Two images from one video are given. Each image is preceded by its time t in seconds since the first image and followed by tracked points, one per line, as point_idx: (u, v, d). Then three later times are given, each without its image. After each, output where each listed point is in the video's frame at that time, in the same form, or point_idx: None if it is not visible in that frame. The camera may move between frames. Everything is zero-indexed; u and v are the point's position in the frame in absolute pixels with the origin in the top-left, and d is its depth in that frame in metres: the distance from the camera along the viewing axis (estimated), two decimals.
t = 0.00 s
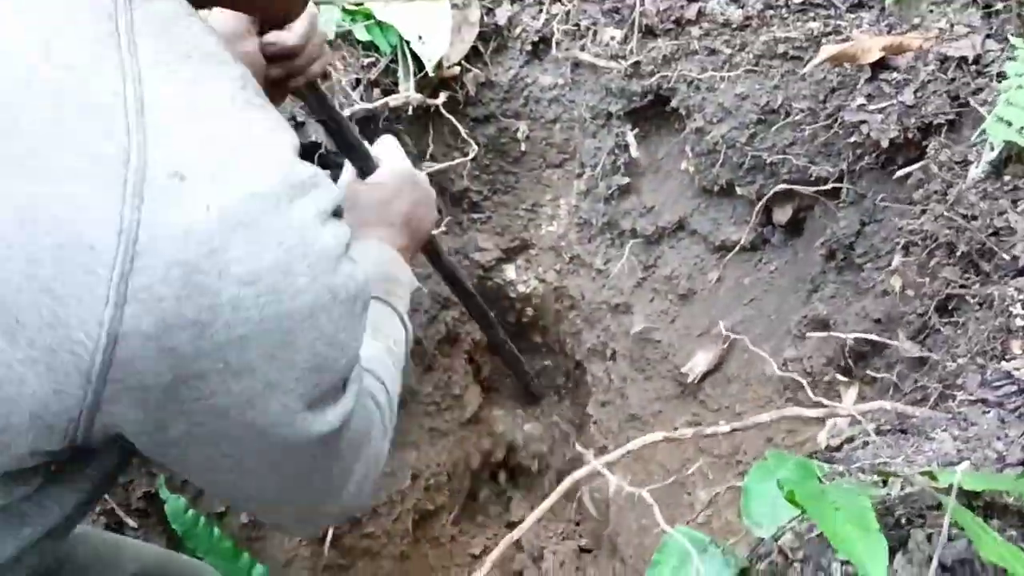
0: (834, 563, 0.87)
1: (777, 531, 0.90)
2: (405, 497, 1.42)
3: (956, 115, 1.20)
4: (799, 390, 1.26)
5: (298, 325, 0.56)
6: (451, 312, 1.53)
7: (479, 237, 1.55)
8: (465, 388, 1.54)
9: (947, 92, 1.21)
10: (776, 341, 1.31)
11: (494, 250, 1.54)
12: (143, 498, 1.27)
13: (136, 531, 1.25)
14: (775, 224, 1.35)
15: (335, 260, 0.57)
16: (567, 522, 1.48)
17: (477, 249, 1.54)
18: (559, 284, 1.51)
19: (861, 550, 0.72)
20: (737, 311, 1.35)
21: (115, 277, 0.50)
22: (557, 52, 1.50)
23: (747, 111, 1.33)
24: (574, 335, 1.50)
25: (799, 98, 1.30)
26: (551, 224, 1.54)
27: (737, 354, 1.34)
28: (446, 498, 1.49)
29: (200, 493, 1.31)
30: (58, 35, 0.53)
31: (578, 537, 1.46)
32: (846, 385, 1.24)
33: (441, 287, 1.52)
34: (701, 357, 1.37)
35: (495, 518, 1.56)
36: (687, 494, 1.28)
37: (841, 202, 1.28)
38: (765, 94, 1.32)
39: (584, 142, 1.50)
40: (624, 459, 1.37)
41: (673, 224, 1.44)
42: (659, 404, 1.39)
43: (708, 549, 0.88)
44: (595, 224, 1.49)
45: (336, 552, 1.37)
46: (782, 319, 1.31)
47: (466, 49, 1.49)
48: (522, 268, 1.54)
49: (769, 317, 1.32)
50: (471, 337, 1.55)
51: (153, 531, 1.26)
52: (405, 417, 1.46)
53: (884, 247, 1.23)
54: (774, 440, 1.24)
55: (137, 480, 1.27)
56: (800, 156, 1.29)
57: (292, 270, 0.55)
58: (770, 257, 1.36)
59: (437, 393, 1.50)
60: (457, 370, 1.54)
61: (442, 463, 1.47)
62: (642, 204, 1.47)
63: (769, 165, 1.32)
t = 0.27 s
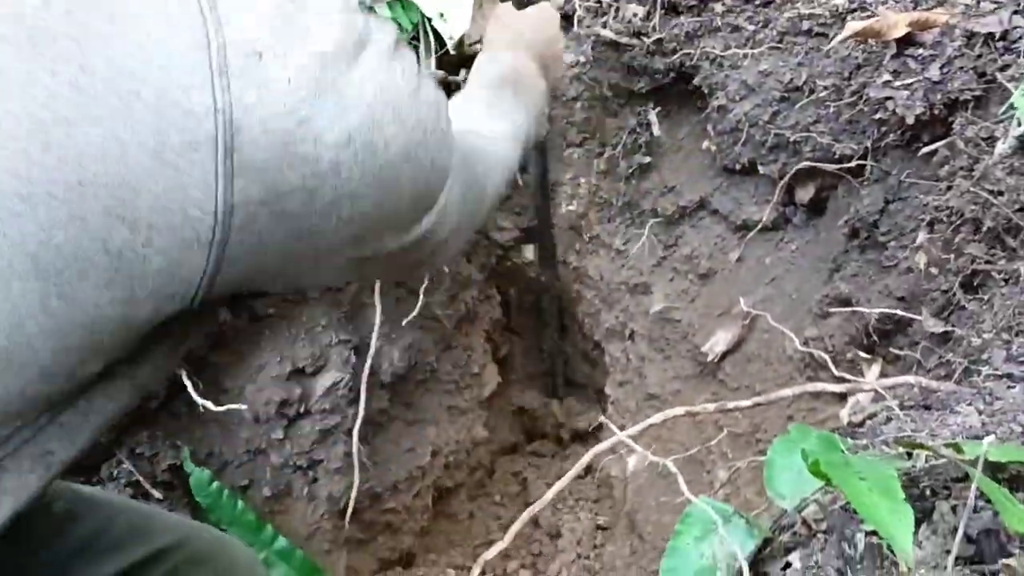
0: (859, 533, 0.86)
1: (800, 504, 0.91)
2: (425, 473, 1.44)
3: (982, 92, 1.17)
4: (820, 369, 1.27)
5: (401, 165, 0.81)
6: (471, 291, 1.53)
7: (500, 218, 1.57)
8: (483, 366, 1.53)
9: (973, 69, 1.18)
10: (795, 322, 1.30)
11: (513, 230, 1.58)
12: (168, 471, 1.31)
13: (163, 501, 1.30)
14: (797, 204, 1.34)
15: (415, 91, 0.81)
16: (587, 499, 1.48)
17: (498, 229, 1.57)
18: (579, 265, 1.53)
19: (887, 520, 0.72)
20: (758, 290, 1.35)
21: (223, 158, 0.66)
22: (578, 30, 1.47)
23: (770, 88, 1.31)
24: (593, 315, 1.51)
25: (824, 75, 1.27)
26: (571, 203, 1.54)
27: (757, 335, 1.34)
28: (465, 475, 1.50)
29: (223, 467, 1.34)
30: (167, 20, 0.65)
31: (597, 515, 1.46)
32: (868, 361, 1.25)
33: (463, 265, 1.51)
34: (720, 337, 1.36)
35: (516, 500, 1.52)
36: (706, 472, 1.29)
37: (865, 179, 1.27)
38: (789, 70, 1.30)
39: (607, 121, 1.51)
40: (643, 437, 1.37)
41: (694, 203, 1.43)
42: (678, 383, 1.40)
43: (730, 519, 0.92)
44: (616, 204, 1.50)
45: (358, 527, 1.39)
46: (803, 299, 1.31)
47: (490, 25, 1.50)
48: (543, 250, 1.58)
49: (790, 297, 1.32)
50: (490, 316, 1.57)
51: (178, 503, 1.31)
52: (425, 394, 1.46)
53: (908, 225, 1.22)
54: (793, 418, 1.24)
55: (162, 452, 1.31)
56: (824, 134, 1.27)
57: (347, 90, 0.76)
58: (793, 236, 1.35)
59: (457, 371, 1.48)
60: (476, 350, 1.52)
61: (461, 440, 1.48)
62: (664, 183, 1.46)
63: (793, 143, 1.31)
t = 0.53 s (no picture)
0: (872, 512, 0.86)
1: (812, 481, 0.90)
2: (439, 451, 1.44)
3: (1001, 67, 1.17)
4: (835, 347, 1.25)
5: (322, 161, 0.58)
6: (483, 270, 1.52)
7: (510, 196, 1.55)
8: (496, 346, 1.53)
9: (992, 44, 1.18)
10: (810, 300, 1.29)
11: (526, 209, 1.54)
12: (184, 448, 1.31)
13: (178, 478, 1.30)
14: (813, 181, 1.33)
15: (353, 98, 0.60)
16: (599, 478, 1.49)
17: (510, 208, 1.54)
18: (592, 245, 1.50)
19: (903, 497, 0.72)
20: (773, 269, 1.34)
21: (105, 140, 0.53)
22: (592, 7, 1.52)
23: (787, 64, 1.32)
24: (607, 295, 1.49)
25: (841, 51, 1.27)
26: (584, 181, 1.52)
27: (770, 314, 1.32)
28: (478, 454, 1.51)
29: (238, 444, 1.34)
30: None
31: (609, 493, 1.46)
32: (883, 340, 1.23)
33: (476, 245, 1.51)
34: (734, 317, 1.35)
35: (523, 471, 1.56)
36: (719, 451, 1.28)
37: (881, 156, 1.26)
38: (806, 46, 1.30)
39: (619, 98, 1.50)
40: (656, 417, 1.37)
41: (709, 181, 1.42)
42: (691, 362, 1.38)
43: (741, 495, 0.93)
44: (630, 181, 1.49)
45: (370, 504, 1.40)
46: (818, 278, 1.30)
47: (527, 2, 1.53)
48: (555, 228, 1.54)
49: (804, 275, 1.31)
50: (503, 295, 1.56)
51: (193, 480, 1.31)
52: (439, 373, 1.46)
53: (925, 203, 1.21)
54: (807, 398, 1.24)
55: (178, 430, 1.31)
56: (840, 112, 1.27)
57: (304, 81, 0.57)
58: (808, 214, 1.34)
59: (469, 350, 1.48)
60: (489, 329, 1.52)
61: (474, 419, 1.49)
62: (679, 161, 1.45)
63: (808, 121, 1.31)
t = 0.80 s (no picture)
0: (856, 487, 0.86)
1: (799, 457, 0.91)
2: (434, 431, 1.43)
3: (999, 39, 1.14)
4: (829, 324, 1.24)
5: None
6: (478, 249, 1.51)
7: (505, 174, 1.54)
8: (492, 327, 1.54)
9: (990, 15, 1.15)
10: (805, 278, 1.28)
11: (522, 187, 1.53)
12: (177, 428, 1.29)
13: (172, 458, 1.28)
14: (809, 157, 1.32)
15: None
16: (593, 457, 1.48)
17: (505, 186, 1.53)
18: (588, 223, 1.50)
19: (885, 471, 0.71)
20: (768, 247, 1.33)
21: None
22: None
23: (782, 38, 1.30)
24: (603, 274, 1.49)
25: (837, 24, 1.26)
26: (580, 159, 1.52)
27: (766, 290, 1.32)
28: (473, 433, 1.50)
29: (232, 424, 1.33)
30: None
31: (605, 472, 1.46)
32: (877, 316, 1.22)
33: (470, 224, 1.50)
34: (729, 295, 1.34)
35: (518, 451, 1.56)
36: (712, 429, 1.28)
37: (877, 131, 1.25)
38: (801, 19, 1.29)
39: (614, 75, 1.50)
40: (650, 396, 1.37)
41: (704, 158, 1.41)
42: (686, 340, 1.36)
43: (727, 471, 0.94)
44: (625, 159, 1.48)
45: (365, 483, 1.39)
46: (813, 254, 1.29)
47: None
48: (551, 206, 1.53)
49: (798, 252, 1.30)
50: (498, 275, 1.55)
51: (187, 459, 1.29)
52: (433, 353, 1.45)
53: (921, 177, 1.20)
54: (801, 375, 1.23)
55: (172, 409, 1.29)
56: (836, 87, 1.26)
57: None
58: (804, 191, 1.33)
59: (464, 330, 1.47)
60: (484, 309, 1.52)
61: (470, 399, 1.48)
62: (674, 138, 1.44)
63: (804, 97, 1.29)
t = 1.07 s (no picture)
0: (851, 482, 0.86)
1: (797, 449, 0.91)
2: (435, 423, 1.44)
3: (997, 29, 1.14)
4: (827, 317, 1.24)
5: None
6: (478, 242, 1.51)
7: (504, 166, 1.54)
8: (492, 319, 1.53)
9: (988, 6, 1.15)
10: (803, 271, 1.28)
11: (521, 180, 1.53)
12: (179, 423, 1.29)
13: (174, 453, 1.28)
14: (809, 149, 1.31)
15: None
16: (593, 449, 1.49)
17: (504, 179, 1.53)
18: (587, 215, 1.50)
19: (879, 465, 0.72)
20: (767, 239, 1.33)
21: None
22: None
23: (781, 30, 1.29)
24: (602, 267, 1.49)
25: (835, 14, 1.24)
26: (579, 150, 1.52)
27: (765, 282, 1.32)
28: (474, 426, 1.50)
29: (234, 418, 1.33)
30: None
31: (604, 464, 1.46)
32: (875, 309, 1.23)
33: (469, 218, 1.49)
34: (728, 287, 1.34)
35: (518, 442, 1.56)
36: (711, 422, 1.28)
37: (875, 121, 1.25)
38: (800, 11, 1.27)
39: (613, 66, 1.50)
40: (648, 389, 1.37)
41: (703, 150, 1.41)
42: (685, 333, 1.37)
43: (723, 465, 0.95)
44: (624, 151, 1.48)
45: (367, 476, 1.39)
46: (812, 247, 1.29)
47: None
48: (551, 199, 1.53)
49: (797, 244, 1.30)
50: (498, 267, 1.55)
51: (189, 454, 1.29)
52: (432, 346, 1.46)
53: (919, 168, 1.20)
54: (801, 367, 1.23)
55: (173, 404, 1.29)
56: (834, 78, 1.25)
57: None
58: (803, 183, 1.33)
59: (464, 323, 1.48)
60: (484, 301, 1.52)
61: (470, 392, 1.48)
62: (673, 130, 1.44)
63: (803, 89, 1.29)
